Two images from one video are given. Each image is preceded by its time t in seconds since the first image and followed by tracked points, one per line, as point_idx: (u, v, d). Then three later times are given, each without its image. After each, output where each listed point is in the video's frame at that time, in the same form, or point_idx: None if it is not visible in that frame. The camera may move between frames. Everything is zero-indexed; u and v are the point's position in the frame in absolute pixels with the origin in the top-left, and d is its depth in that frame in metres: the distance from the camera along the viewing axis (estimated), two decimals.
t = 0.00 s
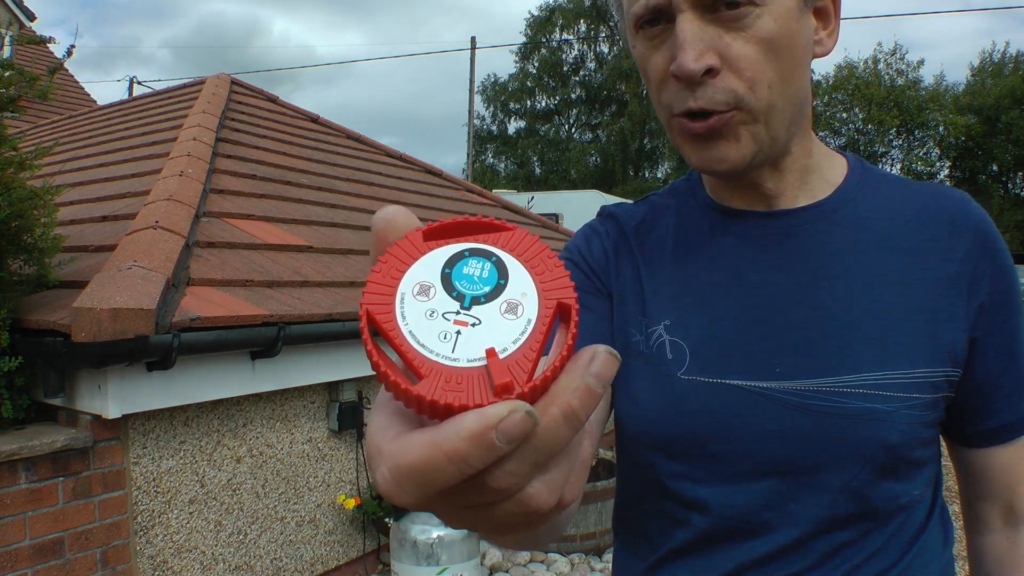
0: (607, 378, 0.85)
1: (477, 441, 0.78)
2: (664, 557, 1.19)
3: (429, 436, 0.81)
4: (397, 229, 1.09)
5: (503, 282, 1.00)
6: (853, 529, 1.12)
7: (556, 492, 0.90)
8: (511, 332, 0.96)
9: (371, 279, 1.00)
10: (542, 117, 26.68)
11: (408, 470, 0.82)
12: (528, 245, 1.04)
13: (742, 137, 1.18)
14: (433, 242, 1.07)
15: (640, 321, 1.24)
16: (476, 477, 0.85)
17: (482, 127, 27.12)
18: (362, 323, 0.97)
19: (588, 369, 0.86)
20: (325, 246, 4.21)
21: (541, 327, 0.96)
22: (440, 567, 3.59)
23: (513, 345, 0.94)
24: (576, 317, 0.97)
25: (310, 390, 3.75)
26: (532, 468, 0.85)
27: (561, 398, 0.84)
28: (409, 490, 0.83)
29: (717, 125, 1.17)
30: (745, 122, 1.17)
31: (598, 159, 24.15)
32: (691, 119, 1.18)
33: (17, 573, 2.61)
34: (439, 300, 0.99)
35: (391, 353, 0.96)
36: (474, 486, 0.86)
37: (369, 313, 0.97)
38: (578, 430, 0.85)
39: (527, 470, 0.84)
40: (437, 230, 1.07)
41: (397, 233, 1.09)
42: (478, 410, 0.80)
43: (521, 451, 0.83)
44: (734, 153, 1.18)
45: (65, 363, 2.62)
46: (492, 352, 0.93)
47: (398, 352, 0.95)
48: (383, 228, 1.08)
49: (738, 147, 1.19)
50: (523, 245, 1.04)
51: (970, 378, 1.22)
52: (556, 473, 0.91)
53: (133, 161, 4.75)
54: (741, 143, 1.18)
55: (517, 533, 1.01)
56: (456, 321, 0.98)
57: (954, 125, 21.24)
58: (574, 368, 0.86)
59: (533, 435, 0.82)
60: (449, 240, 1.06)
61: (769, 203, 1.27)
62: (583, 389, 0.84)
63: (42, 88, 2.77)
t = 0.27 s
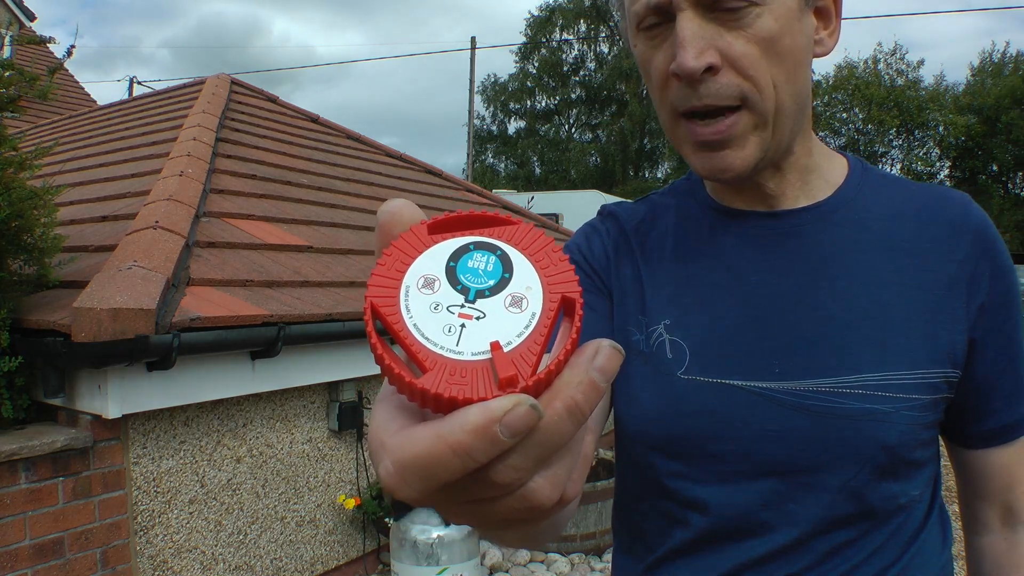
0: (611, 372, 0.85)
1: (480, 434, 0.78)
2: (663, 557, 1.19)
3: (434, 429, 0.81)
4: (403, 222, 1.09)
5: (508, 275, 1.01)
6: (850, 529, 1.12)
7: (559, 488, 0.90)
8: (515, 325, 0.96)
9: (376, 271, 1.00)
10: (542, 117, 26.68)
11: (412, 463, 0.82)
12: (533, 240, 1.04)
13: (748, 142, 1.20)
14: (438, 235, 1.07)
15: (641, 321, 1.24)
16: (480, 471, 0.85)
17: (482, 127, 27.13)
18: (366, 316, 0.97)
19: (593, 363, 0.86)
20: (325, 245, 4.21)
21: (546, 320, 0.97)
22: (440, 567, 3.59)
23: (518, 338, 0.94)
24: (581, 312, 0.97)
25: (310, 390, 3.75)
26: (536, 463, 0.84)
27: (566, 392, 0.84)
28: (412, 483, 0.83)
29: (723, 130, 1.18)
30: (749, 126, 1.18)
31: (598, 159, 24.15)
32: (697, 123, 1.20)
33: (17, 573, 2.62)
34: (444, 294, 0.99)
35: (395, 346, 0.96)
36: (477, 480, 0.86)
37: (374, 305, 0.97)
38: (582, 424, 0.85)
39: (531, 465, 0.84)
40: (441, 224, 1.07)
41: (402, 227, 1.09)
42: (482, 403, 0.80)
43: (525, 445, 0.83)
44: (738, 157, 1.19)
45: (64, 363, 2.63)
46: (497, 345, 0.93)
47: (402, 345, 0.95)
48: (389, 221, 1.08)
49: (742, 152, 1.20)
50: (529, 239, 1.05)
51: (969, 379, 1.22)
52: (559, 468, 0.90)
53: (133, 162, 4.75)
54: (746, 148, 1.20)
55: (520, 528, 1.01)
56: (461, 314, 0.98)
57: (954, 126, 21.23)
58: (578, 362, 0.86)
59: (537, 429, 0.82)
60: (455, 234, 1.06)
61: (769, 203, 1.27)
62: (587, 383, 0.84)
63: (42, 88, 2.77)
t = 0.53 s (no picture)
0: (607, 385, 0.86)
1: (478, 447, 0.78)
2: (662, 558, 1.19)
3: (431, 441, 0.81)
4: (398, 234, 1.08)
5: (504, 287, 1.01)
6: (848, 529, 1.12)
7: (555, 496, 0.91)
8: (512, 338, 0.96)
9: (371, 284, 0.99)
10: (542, 117, 26.68)
11: (408, 475, 0.82)
12: (529, 250, 1.05)
13: (741, 124, 1.18)
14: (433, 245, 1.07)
15: (639, 321, 1.24)
16: (476, 484, 0.85)
17: (482, 127, 27.12)
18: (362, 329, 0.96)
19: (589, 375, 0.86)
20: (325, 245, 4.21)
21: (542, 332, 0.97)
22: (440, 567, 3.59)
23: (514, 351, 0.94)
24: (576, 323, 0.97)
25: (310, 390, 3.75)
26: (532, 475, 0.85)
27: (562, 405, 0.84)
28: (409, 496, 0.83)
29: (714, 109, 1.16)
30: (744, 108, 1.17)
31: (598, 159, 24.15)
32: (691, 103, 1.18)
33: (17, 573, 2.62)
34: (440, 306, 0.99)
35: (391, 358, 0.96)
36: (474, 492, 0.87)
37: (370, 318, 0.97)
38: (578, 436, 0.86)
39: (528, 477, 0.85)
40: (438, 235, 1.06)
41: (397, 238, 1.08)
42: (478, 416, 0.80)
43: (521, 458, 0.83)
44: (731, 140, 1.18)
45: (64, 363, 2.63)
46: (493, 358, 0.93)
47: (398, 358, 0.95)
48: (385, 233, 1.08)
49: (736, 135, 1.18)
50: (524, 250, 1.05)
51: (968, 380, 1.22)
52: (555, 478, 0.91)
53: (133, 161, 4.75)
54: (739, 131, 1.18)
55: (515, 537, 1.01)
56: (457, 327, 0.98)
57: (954, 126, 21.22)
58: (574, 375, 0.86)
59: (534, 442, 0.82)
60: (449, 245, 1.06)
61: (767, 202, 1.27)
62: (584, 396, 0.85)
63: (42, 88, 2.77)
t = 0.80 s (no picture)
0: (591, 403, 0.85)
1: (447, 447, 0.78)
2: (661, 557, 1.19)
3: (405, 436, 0.82)
4: (415, 227, 1.09)
5: (507, 292, 1.00)
6: (847, 529, 1.12)
7: (533, 507, 0.91)
8: (503, 343, 0.95)
9: (378, 270, 1.01)
10: (542, 117, 26.68)
11: (378, 467, 0.83)
12: (539, 257, 1.04)
13: (745, 122, 1.18)
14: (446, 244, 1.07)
15: (638, 321, 1.24)
16: (447, 485, 0.86)
17: (482, 127, 27.13)
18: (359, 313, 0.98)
19: (573, 392, 0.85)
20: (325, 245, 4.21)
21: (534, 342, 0.96)
22: (440, 567, 3.59)
23: (502, 355, 0.93)
24: (572, 337, 0.95)
25: (310, 390, 3.75)
26: (503, 484, 0.84)
27: (541, 418, 0.84)
28: (376, 488, 0.84)
29: (720, 107, 1.16)
30: (749, 106, 1.17)
31: (598, 159, 24.16)
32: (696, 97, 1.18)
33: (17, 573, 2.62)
34: (440, 301, 0.99)
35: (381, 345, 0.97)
36: (444, 494, 0.87)
37: (369, 303, 0.98)
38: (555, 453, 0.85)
39: (497, 487, 0.84)
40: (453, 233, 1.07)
41: (413, 232, 1.08)
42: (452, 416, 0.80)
43: (492, 465, 0.83)
44: (735, 138, 1.18)
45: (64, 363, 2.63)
46: (479, 360, 0.92)
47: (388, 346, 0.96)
48: (401, 225, 1.08)
49: (740, 133, 1.18)
50: (535, 258, 1.04)
51: (967, 379, 1.22)
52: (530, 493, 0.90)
53: (133, 161, 4.75)
54: (743, 128, 1.18)
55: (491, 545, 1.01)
56: (452, 324, 0.97)
57: (954, 125, 21.21)
58: (559, 390, 0.86)
59: (506, 450, 0.82)
60: (462, 244, 1.06)
61: (768, 202, 1.27)
62: (564, 411, 0.84)
63: (42, 88, 2.77)
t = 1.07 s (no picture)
0: (549, 423, 0.79)
1: (400, 461, 0.78)
2: (661, 557, 1.19)
3: (363, 451, 0.81)
4: (386, 244, 1.09)
5: (469, 310, 0.99)
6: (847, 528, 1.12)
7: (492, 532, 0.87)
8: (462, 361, 0.94)
9: (346, 286, 1.01)
10: (542, 117, 26.67)
11: (339, 481, 0.83)
12: (504, 277, 1.02)
13: (750, 127, 1.19)
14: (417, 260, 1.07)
15: (638, 321, 1.24)
16: (408, 498, 0.85)
17: (482, 127, 27.13)
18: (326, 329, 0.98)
19: (530, 409, 0.80)
20: (325, 245, 4.21)
21: (492, 363, 0.94)
22: (440, 567, 3.59)
23: (460, 376, 0.93)
24: (530, 357, 0.93)
25: (310, 390, 3.75)
26: (459, 500, 0.83)
27: (495, 435, 0.81)
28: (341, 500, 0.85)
29: (725, 114, 1.18)
30: (753, 109, 1.18)
31: (598, 159, 24.15)
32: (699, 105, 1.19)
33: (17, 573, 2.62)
34: (404, 319, 0.99)
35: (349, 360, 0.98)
36: (405, 506, 0.86)
37: (336, 319, 0.99)
38: (512, 470, 0.82)
39: (454, 502, 0.84)
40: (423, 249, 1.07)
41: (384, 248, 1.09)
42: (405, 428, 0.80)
43: (448, 479, 0.82)
44: (739, 142, 1.19)
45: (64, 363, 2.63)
46: (434, 378, 0.92)
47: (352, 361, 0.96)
48: (375, 240, 1.09)
49: (743, 137, 1.19)
50: (501, 277, 1.02)
51: (967, 379, 1.22)
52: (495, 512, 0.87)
53: (133, 161, 4.75)
54: (746, 134, 1.19)
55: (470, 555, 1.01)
56: (413, 342, 0.97)
57: (954, 125, 21.19)
58: (516, 407, 0.81)
59: (458, 464, 0.81)
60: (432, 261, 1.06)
61: (771, 201, 1.27)
62: (519, 430, 0.80)
63: (42, 88, 2.77)
